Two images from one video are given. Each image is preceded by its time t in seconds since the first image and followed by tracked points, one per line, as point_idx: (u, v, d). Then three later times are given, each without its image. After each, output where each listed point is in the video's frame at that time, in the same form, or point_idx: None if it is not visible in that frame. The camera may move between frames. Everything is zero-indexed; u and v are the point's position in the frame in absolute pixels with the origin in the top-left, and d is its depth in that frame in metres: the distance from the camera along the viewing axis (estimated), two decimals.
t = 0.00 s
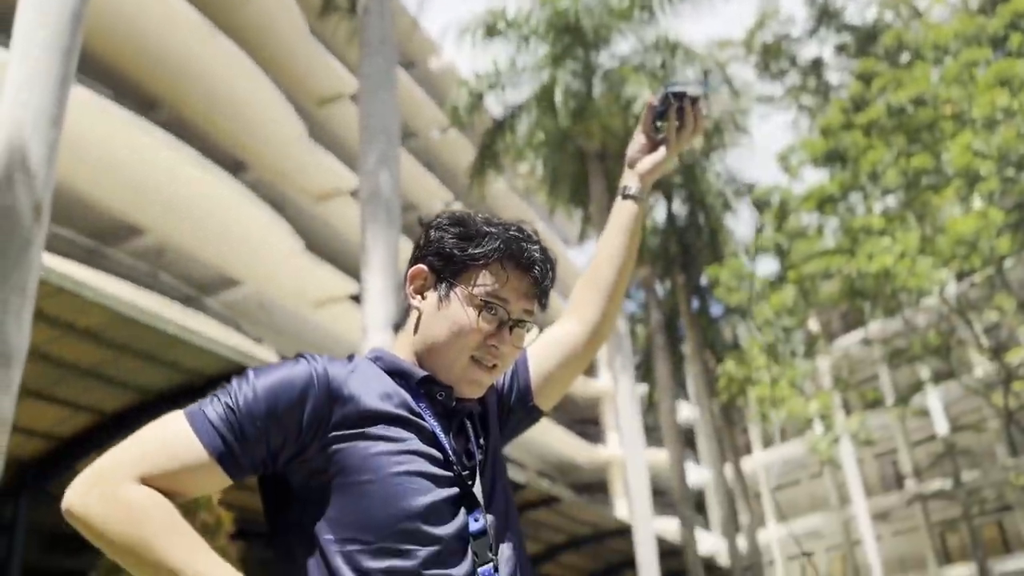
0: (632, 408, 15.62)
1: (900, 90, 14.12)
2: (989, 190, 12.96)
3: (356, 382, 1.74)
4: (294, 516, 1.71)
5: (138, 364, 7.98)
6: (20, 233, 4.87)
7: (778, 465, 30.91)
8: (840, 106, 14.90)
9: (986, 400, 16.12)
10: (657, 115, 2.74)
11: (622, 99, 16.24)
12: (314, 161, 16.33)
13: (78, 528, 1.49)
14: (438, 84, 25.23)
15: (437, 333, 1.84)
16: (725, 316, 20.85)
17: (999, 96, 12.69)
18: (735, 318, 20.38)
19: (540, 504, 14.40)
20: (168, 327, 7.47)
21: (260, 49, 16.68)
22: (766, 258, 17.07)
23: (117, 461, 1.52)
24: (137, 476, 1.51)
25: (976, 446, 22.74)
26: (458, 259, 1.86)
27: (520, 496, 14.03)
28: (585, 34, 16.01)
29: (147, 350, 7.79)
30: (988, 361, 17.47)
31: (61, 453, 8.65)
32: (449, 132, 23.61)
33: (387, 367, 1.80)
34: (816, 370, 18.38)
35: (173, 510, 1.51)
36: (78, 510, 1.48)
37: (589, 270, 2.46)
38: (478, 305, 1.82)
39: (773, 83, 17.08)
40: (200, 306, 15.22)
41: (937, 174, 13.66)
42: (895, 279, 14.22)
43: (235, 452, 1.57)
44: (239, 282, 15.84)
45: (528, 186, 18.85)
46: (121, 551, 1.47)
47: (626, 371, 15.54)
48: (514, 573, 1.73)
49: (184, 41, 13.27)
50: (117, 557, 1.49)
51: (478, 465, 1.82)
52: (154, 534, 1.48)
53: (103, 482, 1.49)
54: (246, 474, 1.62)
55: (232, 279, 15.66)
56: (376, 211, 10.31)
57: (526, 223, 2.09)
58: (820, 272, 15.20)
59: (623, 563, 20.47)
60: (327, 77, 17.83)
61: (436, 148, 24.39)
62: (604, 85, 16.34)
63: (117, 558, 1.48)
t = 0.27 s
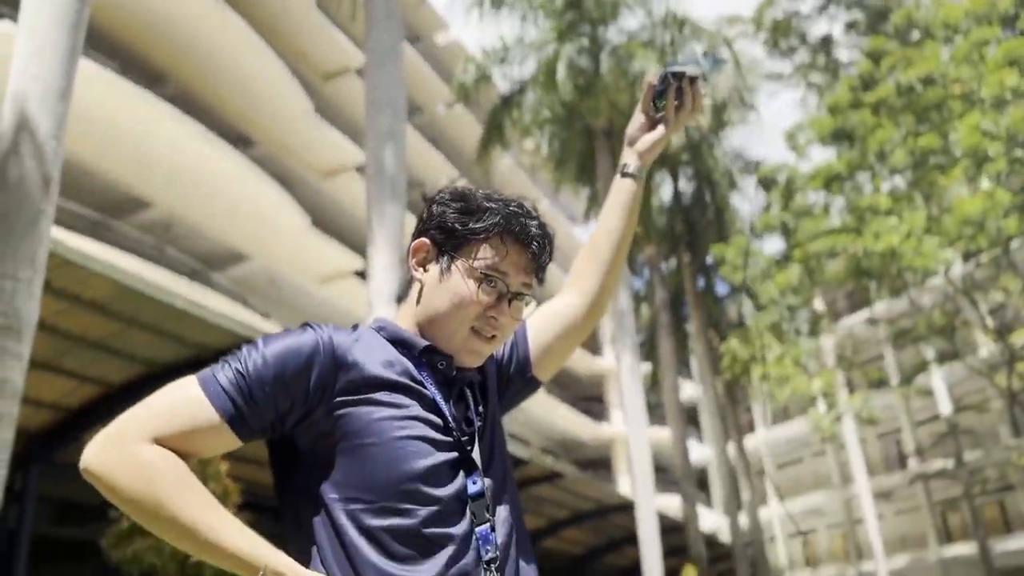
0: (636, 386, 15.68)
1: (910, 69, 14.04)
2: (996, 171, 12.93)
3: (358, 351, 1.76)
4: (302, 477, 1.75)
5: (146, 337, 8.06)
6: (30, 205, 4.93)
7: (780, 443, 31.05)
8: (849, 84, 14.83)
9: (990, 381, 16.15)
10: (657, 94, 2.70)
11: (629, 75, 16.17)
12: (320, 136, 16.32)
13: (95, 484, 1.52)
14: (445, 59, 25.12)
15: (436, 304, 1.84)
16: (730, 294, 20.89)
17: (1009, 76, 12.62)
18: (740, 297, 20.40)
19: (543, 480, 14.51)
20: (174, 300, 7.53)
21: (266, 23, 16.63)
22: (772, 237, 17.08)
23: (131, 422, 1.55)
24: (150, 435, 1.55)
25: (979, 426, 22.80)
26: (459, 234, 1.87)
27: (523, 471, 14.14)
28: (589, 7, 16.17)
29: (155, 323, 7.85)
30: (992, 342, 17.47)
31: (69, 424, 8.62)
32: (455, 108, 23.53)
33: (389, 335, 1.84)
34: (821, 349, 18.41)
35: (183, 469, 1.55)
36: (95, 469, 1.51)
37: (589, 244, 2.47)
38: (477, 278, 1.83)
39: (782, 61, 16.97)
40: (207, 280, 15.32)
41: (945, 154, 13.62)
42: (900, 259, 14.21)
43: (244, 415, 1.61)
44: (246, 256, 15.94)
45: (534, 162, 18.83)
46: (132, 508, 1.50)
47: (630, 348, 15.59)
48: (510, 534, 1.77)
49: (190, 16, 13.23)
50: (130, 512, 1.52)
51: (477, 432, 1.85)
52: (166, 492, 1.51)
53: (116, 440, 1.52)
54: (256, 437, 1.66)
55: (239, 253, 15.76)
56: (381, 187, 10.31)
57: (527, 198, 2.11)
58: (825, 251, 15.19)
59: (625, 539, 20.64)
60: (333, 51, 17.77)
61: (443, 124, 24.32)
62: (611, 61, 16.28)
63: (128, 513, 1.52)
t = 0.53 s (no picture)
0: (638, 366, 15.75)
1: (917, 51, 13.97)
2: (1002, 154, 12.89)
3: (363, 320, 1.81)
4: (313, 446, 1.79)
5: (152, 311, 8.11)
6: (38, 178, 4.99)
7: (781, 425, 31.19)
8: (855, 66, 14.79)
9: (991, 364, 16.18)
10: (661, 77, 2.70)
11: (636, 53, 16.12)
12: (325, 114, 16.31)
13: (117, 450, 1.56)
14: (451, 37, 25.01)
15: (443, 277, 1.89)
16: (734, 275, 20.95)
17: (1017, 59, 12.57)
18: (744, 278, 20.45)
19: (545, 457, 14.62)
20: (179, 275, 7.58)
21: None
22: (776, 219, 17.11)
23: (151, 386, 1.60)
24: (167, 402, 1.58)
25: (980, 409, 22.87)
26: (464, 211, 1.90)
27: (525, 449, 14.23)
28: None
29: (161, 297, 7.90)
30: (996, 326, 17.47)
31: (75, 397, 8.81)
32: (461, 86, 23.48)
33: (396, 310, 1.88)
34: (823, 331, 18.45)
35: (199, 433, 1.59)
36: (116, 433, 1.55)
37: (592, 223, 2.50)
38: (482, 254, 1.87)
39: (790, 41, 16.89)
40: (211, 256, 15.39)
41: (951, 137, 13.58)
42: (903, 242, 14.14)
43: (258, 383, 1.65)
44: (250, 232, 16.03)
45: (539, 142, 18.81)
46: (152, 471, 1.54)
47: (633, 328, 15.66)
48: (512, 498, 1.82)
49: None
50: (152, 476, 1.56)
51: (481, 404, 1.89)
52: (185, 455, 1.55)
53: (137, 405, 1.56)
54: (269, 406, 1.69)
55: (243, 229, 15.86)
56: (385, 167, 10.34)
57: (531, 178, 2.13)
58: (829, 233, 15.18)
59: (625, 517, 20.80)
60: (339, 28, 17.71)
61: (448, 102, 24.27)
62: (618, 40, 16.23)
63: (147, 475, 1.56)
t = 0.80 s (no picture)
0: (638, 348, 15.80)
1: (922, 37, 13.90)
2: (1005, 141, 12.89)
3: (380, 302, 1.65)
4: (322, 425, 1.65)
5: (157, 289, 8.18)
6: (44, 156, 5.06)
7: (779, 407, 31.34)
8: (861, 51, 14.74)
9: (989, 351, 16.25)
10: (663, 67, 2.44)
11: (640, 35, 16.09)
12: (328, 94, 16.28)
13: (144, 425, 1.47)
14: (455, 15, 24.90)
15: (453, 263, 1.73)
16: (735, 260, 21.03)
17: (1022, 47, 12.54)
18: (745, 262, 20.48)
19: (544, 438, 14.73)
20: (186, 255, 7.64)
21: None
22: (778, 203, 17.15)
23: (178, 362, 1.50)
24: (191, 378, 1.49)
25: (977, 396, 23.03)
26: (474, 199, 1.74)
27: (524, 429, 14.34)
28: None
29: (165, 275, 7.97)
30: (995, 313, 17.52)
31: (80, 372, 8.91)
32: (464, 66, 23.42)
33: (408, 292, 1.71)
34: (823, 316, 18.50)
35: (225, 410, 1.49)
36: (142, 408, 1.46)
37: (596, 207, 2.35)
38: (491, 240, 1.71)
39: (794, 25, 16.85)
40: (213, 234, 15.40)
41: (954, 124, 13.57)
42: (905, 226, 14.04)
43: (277, 361, 1.53)
44: (252, 210, 16.08)
45: (542, 123, 18.80)
46: (181, 448, 1.46)
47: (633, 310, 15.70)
48: (517, 474, 1.67)
49: None
50: (185, 454, 1.48)
51: (488, 382, 1.74)
52: (210, 431, 1.46)
53: (162, 381, 1.47)
54: (288, 384, 1.57)
55: (246, 207, 15.94)
56: (389, 149, 10.33)
57: (537, 164, 1.97)
58: (830, 218, 15.18)
59: (623, 497, 20.95)
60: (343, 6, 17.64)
61: (451, 81, 24.21)
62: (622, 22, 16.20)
63: (177, 452, 1.47)
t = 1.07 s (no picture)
0: (637, 332, 15.89)
1: (926, 23, 13.74)
2: (1005, 131, 12.92)
3: (386, 289, 1.51)
4: (323, 408, 1.52)
5: (161, 268, 8.25)
6: (50, 137, 5.14)
7: (777, 392, 31.50)
8: (864, 38, 14.73)
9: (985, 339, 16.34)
10: (657, 70, 2.17)
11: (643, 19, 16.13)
12: (331, 75, 16.27)
13: (165, 408, 1.35)
14: None
15: (450, 259, 1.56)
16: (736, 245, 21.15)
17: None
18: (745, 247, 20.56)
19: (542, 421, 14.86)
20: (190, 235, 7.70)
21: None
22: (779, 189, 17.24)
23: (197, 347, 1.38)
24: (210, 361, 1.36)
25: (973, 382, 23.18)
26: (473, 195, 1.56)
27: (523, 411, 14.46)
28: None
29: (170, 255, 8.04)
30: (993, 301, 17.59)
31: (84, 349, 9.00)
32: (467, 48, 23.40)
33: (411, 283, 1.54)
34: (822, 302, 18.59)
35: (240, 393, 1.37)
36: (162, 392, 1.34)
37: (588, 201, 2.09)
38: (489, 235, 1.54)
39: (798, 11, 16.86)
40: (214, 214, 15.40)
41: (954, 113, 13.59)
42: (904, 214, 14.06)
43: (289, 347, 1.39)
44: (254, 189, 16.12)
45: (544, 106, 18.85)
46: (202, 429, 1.34)
47: (633, 294, 15.78)
48: (513, 455, 1.52)
49: None
50: (197, 435, 1.37)
51: (487, 369, 1.57)
52: (225, 416, 1.34)
53: (183, 365, 1.35)
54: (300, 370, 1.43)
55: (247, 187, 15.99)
56: (391, 130, 10.26)
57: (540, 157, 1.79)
58: (830, 205, 15.20)
59: (620, 480, 21.11)
60: None
61: (455, 63, 24.19)
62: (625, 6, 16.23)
63: (195, 434, 1.36)
